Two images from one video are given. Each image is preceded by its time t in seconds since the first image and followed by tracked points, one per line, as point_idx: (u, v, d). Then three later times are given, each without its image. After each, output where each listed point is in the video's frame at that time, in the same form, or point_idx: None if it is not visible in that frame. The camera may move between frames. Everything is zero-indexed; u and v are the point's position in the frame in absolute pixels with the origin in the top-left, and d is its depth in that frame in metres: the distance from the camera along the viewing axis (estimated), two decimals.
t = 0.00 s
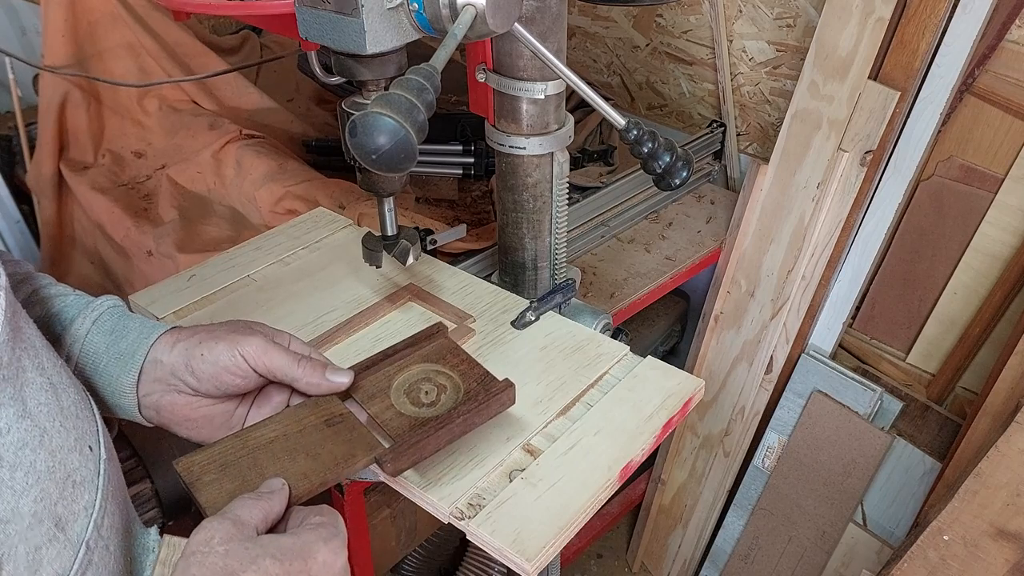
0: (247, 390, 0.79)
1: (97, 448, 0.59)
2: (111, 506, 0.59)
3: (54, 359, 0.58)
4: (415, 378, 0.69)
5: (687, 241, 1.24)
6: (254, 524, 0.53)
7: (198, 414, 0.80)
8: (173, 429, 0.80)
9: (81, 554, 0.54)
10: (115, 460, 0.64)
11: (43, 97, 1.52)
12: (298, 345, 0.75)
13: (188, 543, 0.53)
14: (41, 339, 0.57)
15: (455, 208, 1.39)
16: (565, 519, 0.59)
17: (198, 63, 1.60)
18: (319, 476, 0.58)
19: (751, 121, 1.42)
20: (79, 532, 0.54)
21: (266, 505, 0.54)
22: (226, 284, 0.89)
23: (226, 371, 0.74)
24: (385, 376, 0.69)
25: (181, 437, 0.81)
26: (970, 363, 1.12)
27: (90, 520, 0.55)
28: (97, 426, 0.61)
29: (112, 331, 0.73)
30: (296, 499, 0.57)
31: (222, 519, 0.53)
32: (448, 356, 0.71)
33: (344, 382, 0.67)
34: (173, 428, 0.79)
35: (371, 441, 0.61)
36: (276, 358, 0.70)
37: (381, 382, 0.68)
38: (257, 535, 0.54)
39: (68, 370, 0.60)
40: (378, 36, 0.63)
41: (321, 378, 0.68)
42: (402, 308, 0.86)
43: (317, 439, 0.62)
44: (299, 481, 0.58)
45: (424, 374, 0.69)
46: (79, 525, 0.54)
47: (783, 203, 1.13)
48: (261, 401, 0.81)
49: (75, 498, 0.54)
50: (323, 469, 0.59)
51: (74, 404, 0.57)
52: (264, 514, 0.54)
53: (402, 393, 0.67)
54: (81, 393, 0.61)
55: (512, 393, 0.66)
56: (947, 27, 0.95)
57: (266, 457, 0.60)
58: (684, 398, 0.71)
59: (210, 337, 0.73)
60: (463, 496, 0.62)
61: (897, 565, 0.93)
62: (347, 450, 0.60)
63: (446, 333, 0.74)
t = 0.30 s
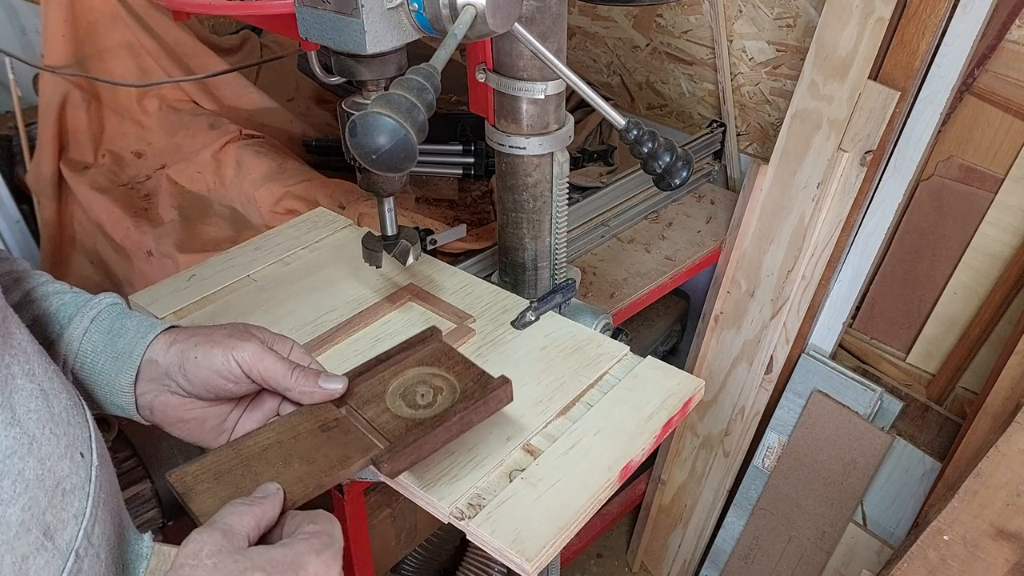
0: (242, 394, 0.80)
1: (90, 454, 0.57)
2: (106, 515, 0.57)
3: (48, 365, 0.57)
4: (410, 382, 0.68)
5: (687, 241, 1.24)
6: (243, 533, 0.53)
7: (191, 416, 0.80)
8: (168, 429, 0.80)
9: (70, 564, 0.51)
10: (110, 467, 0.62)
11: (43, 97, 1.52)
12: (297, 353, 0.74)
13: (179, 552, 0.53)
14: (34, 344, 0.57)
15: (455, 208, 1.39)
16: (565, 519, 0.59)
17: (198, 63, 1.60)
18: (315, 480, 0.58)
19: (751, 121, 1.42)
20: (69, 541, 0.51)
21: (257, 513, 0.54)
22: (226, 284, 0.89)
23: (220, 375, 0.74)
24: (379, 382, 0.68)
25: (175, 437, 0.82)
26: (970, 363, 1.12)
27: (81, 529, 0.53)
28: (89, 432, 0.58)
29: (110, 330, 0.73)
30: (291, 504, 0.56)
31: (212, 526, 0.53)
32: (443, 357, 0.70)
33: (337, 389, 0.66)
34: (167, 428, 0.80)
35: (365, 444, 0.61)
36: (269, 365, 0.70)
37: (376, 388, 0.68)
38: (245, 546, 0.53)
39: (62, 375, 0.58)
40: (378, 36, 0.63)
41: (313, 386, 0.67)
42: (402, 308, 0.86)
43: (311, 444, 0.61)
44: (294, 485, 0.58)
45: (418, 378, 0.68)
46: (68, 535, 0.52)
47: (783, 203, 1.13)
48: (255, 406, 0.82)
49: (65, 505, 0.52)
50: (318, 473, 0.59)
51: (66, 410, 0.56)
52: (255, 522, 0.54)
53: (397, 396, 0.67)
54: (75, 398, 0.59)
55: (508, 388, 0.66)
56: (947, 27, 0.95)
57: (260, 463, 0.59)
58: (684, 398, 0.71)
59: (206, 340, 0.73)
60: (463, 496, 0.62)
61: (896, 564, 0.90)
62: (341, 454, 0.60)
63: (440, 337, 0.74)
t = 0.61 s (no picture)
0: (233, 395, 0.81)
1: (78, 459, 0.56)
2: (93, 521, 0.56)
3: (37, 369, 0.57)
4: (405, 375, 0.68)
5: (686, 241, 1.24)
6: (227, 544, 0.53)
7: (182, 418, 0.81)
8: (158, 431, 0.81)
9: (56, 569, 0.50)
10: (100, 474, 0.60)
11: (43, 97, 1.52)
12: (290, 351, 0.74)
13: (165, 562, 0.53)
14: (22, 348, 0.56)
15: (455, 208, 1.39)
16: (565, 519, 0.59)
17: (198, 63, 1.60)
18: (302, 480, 0.58)
19: (751, 121, 1.42)
20: (55, 546, 0.51)
21: (241, 522, 0.53)
22: (226, 284, 0.89)
23: (208, 373, 0.73)
24: (372, 376, 0.69)
25: (166, 439, 0.83)
26: (970, 363, 1.12)
27: (67, 534, 0.52)
28: (78, 435, 0.58)
29: (98, 332, 0.74)
30: (277, 506, 0.56)
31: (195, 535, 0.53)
32: (438, 351, 0.70)
33: (328, 385, 0.66)
34: (158, 431, 0.81)
35: (355, 442, 0.61)
36: (260, 362, 0.70)
37: (370, 382, 0.68)
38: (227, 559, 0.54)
39: (52, 379, 0.58)
40: (378, 36, 0.63)
41: (305, 381, 0.67)
42: (402, 308, 0.86)
43: (301, 442, 0.61)
44: (280, 486, 0.57)
45: (413, 370, 0.68)
46: (54, 540, 0.51)
47: (783, 203, 1.13)
48: (246, 408, 0.82)
49: (52, 510, 0.51)
50: (306, 471, 0.59)
51: (54, 413, 0.55)
52: (239, 532, 0.53)
53: (391, 390, 0.67)
54: (65, 402, 0.59)
55: (503, 382, 0.66)
56: (947, 27, 0.95)
57: (246, 464, 0.59)
58: (683, 398, 0.71)
59: (194, 340, 0.73)
60: (463, 496, 0.62)
61: (897, 565, 0.92)
62: (329, 453, 0.60)
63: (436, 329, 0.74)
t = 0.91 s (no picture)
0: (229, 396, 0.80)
1: (70, 462, 0.56)
2: (85, 525, 0.56)
3: (29, 372, 0.57)
4: (403, 378, 0.68)
5: (687, 241, 1.24)
6: (203, 543, 0.53)
7: (178, 420, 0.81)
8: (155, 433, 0.82)
9: (44, 573, 0.50)
10: (94, 478, 0.60)
11: (43, 97, 1.51)
12: (285, 350, 0.74)
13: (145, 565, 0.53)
14: (15, 351, 0.57)
15: (455, 208, 1.39)
16: (565, 519, 0.59)
17: (198, 63, 1.60)
18: (292, 485, 0.58)
19: (751, 121, 1.42)
20: (44, 550, 0.50)
21: (212, 520, 0.54)
22: (226, 284, 0.89)
23: (204, 374, 0.73)
24: (370, 376, 0.69)
25: (164, 441, 0.83)
26: (970, 363, 1.12)
27: (57, 538, 0.51)
28: (71, 438, 0.58)
29: (94, 335, 0.75)
30: (266, 510, 0.56)
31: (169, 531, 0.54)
32: (438, 353, 0.70)
33: (325, 386, 0.66)
34: (155, 433, 0.81)
35: (348, 445, 0.61)
36: (257, 362, 0.70)
37: (367, 383, 0.68)
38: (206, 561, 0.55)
39: (46, 381, 0.58)
40: (378, 36, 0.63)
41: (302, 382, 0.67)
42: (402, 308, 0.86)
43: (293, 443, 0.61)
44: (268, 490, 0.58)
45: (411, 373, 0.68)
46: (43, 544, 0.50)
47: (783, 203, 1.13)
48: (242, 409, 0.82)
49: (42, 514, 0.51)
50: (295, 476, 0.58)
51: (46, 416, 0.55)
52: (211, 529, 0.54)
53: (388, 393, 0.67)
54: (58, 404, 0.58)
55: (500, 392, 0.65)
56: (947, 27, 0.95)
57: (238, 466, 0.59)
58: (683, 398, 0.71)
59: (188, 342, 0.73)
60: (463, 496, 0.62)
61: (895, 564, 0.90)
62: (321, 457, 0.60)
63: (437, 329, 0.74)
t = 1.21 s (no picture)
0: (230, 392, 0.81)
1: (64, 461, 0.56)
2: (78, 525, 0.55)
3: (23, 371, 0.57)
4: (403, 372, 0.68)
5: (686, 241, 1.24)
6: (198, 535, 0.52)
7: (178, 418, 0.81)
8: (156, 433, 0.81)
9: (38, 571, 0.49)
10: (87, 479, 0.60)
11: (43, 97, 1.51)
12: (286, 346, 0.74)
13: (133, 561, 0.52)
14: (11, 350, 0.57)
15: (455, 208, 1.39)
16: (565, 519, 0.59)
17: (198, 63, 1.60)
18: (294, 476, 0.57)
19: (751, 121, 1.42)
20: (38, 548, 0.50)
21: (209, 511, 0.53)
22: (226, 284, 0.89)
23: (206, 369, 0.74)
24: (370, 372, 0.69)
25: (164, 441, 0.83)
26: (970, 363, 1.12)
27: (50, 537, 0.51)
28: (66, 437, 0.58)
29: (93, 334, 0.75)
30: (268, 502, 0.56)
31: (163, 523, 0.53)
32: (436, 347, 0.70)
33: (326, 379, 0.67)
34: (154, 433, 0.81)
35: (351, 438, 0.60)
36: (258, 356, 0.70)
37: (367, 378, 0.68)
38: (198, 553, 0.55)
39: (41, 381, 0.58)
40: (378, 36, 0.63)
41: (303, 375, 0.68)
42: (402, 308, 0.86)
43: (294, 435, 0.61)
44: (271, 482, 0.57)
45: (411, 367, 0.68)
46: (37, 542, 0.50)
47: (783, 203, 1.13)
48: (243, 406, 0.82)
49: (35, 512, 0.51)
50: (298, 467, 0.58)
51: (40, 415, 0.55)
52: (208, 521, 0.53)
53: (389, 387, 0.67)
54: (53, 403, 0.58)
55: (499, 381, 0.66)
56: (947, 27, 0.95)
57: (240, 460, 0.59)
58: (684, 398, 0.72)
59: (190, 338, 0.73)
60: (463, 496, 0.62)
61: (897, 565, 0.93)
62: (323, 447, 0.60)
63: (435, 325, 0.74)
